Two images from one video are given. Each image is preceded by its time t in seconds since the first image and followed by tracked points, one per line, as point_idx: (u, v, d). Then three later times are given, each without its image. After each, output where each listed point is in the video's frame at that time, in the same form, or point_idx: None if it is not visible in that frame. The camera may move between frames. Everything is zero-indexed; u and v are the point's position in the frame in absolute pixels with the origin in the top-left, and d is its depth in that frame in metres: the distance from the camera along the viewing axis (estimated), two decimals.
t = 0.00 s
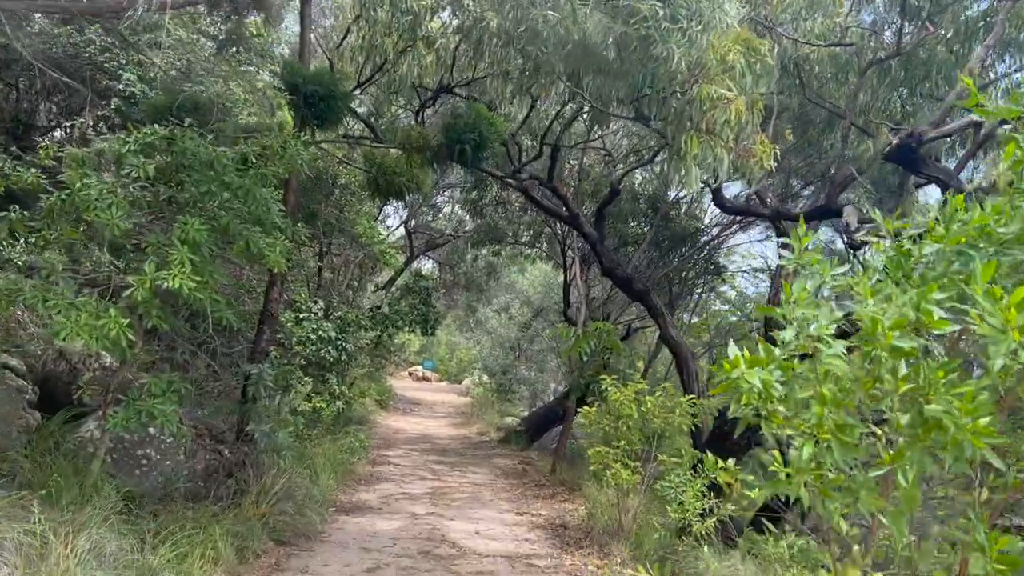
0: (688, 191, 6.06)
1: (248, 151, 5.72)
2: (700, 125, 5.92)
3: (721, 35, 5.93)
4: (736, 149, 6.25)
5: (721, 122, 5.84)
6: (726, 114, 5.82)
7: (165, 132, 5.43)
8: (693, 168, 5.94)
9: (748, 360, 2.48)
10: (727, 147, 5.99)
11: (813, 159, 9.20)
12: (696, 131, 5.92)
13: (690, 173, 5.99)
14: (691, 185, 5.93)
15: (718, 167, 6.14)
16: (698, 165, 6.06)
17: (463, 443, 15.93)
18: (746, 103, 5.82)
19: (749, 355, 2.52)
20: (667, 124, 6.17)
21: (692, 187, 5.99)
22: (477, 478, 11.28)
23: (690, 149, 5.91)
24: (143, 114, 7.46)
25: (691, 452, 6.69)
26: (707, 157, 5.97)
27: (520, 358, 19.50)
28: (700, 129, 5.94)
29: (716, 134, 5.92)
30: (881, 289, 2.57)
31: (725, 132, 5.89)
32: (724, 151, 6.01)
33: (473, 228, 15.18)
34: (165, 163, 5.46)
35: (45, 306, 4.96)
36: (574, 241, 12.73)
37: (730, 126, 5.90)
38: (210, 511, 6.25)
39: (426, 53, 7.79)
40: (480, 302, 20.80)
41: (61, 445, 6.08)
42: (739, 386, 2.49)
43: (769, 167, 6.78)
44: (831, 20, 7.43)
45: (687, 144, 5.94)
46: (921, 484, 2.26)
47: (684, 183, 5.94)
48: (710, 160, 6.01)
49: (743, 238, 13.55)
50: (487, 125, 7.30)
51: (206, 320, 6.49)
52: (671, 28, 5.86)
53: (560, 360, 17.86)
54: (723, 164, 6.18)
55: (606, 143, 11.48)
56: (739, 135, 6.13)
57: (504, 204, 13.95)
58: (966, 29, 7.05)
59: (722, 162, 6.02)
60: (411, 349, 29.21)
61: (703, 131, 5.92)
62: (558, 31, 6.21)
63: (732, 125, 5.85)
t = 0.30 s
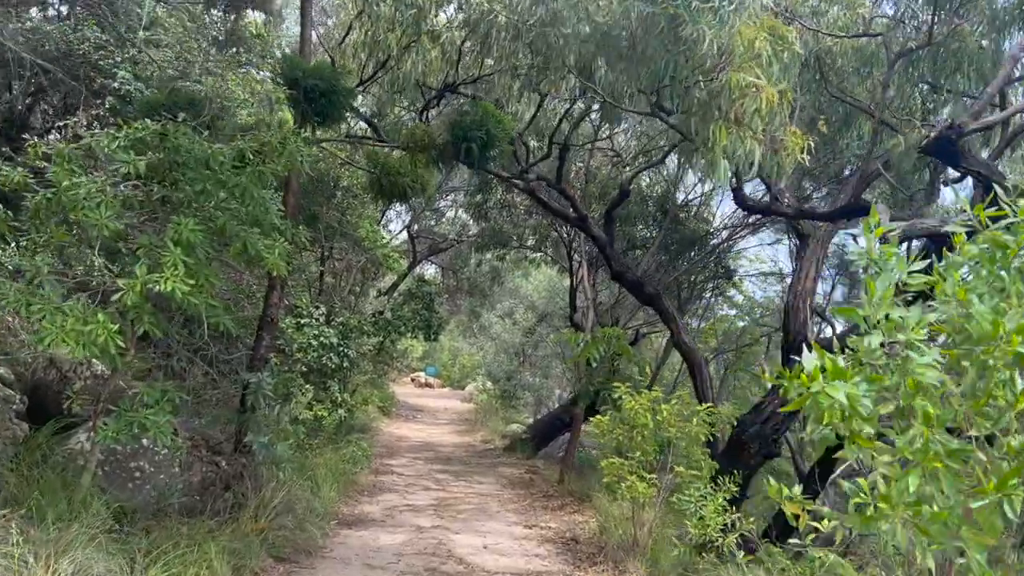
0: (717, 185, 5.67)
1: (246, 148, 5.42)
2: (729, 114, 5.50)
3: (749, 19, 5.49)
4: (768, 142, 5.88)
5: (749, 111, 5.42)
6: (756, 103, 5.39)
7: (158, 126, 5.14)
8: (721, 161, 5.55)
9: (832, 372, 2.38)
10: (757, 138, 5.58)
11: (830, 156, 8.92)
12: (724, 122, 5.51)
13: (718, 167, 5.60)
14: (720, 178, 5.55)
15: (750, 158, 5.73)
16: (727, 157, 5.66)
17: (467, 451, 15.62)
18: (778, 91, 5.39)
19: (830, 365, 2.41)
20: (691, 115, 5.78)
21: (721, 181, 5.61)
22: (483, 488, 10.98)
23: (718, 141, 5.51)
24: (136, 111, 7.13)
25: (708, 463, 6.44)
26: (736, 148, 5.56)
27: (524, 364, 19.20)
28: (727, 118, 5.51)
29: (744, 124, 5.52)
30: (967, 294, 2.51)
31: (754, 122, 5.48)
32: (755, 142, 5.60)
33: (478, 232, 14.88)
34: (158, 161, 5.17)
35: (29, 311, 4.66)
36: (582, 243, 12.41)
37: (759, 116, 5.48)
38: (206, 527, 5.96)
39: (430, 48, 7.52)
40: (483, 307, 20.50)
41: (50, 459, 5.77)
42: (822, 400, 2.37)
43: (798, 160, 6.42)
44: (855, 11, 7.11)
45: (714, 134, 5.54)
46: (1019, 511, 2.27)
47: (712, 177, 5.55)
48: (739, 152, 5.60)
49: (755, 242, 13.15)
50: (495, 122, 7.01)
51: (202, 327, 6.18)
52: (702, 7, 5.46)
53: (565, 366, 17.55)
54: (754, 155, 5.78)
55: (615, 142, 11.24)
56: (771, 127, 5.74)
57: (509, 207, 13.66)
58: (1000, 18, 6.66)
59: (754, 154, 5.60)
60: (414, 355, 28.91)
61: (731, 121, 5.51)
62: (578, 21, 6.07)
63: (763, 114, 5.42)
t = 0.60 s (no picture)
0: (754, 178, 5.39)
1: (244, 140, 5.09)
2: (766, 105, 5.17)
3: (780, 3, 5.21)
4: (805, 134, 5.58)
5: (788, 97, 5.10)
6: (794, 89, 5.09)
7: (153, 119, 4.85)
8: (758, 153, 5.26)
9: (965, 387, 2.22)
10: (795, 127, 5.31)
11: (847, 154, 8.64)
12: (760, 110, 5.19)
13: (755, 158, 5.30)
14: (758, 170, 5.28)
15: (788, 149, 5.48)
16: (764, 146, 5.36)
17: (470, 458, 15.32)
18: (817, 76, 5.12)
19: (962, 379, 2.25)
20: (719, 106, 5.40)
21: (760, 172, 5.32)
22: (488, 496, 10.69)
23: (756, 130, 5.21)
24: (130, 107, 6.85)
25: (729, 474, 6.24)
26: (774, 137, 5.29)
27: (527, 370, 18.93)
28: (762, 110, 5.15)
29: (780, 112, 5.21)
30: None
31: (793, 110, 5.15)
32: (792, 130, 5.33)
33: (480, 235, 14.60)
34: (152, 156, 4.87)
35: (12, 316, 4.36)
36: (588, 246, 12.11)
37: (798, 104, 5.15)
38: (204, 542, 5.69)
39: (437, 40, 7.36)
40: (484, 311, 20.24)
41: (39, 472, 5.47)
42: (955, 417, 2.22)
43: (834, 152, 6.31)
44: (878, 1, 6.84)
45: (750, 123, 5.22)
46: None
47: (750, 168, 5.27)
48: (777, 141, 5.33)
49: (764, 244, 12.87)
50: (504, 118, 6.75)
51: (198, 332, 5.89)
52: None
53: (568, 371, 17.28)
54: (791, 145, 5.50)
55: (622, 142, 11.00)
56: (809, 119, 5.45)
57: (511, 209, 13.39)
58: None
59: (791, 143, 5.35)
60: (413, 360, 28.63)
61: (768, 108, 5.20)
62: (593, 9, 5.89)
63: (803, 101, 5.11)
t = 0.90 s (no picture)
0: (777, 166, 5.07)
1: (225, 126, 4.82)
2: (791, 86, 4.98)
3: None
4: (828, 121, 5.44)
5: (813, 79, 4.96)
6: (819, 69, 4.95)
7: (130, 104, 4.56)
8: (781, 137, 4.99)
9: None
10: (818, 112, 5.14)
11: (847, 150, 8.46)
12: (783, 92, 5.05)
13: (778, 144, 5.01)
14: (782, 154, 4.99)
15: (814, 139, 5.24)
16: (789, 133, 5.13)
17: (459, 461, 15.06)
18: (843, 57, 4.97)
19: None
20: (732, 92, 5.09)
21: (783, 159, 5.01)
22: (480, 500, 10.44)
23: (780, 112, 5.02)
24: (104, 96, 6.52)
25: (734, 479, 6.03)
26: (798, 123, 5.06)
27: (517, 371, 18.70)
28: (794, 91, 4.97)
29: (804, 94, 5.04)
30: None
31: (817, 92, 5.01)
32: (815, 115, 5.15)
33: (470, 234, 14.35)
34: (129, 144, 4.57)
35: None
36: (582, 244, 11.87)
37: (822, 86, 5.01)
38: (185, 553, 5.42)
39: (431, 27, 7.13)
40: (474, 312, 19.99)
41: (10, 479, 5.17)
42: None
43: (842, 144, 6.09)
44: None
45: (774, 107, 5.05)
46: None
47: (773, 153, 5.01)
48: (801, 127, 5.09)
49: (759, 244, 12.69)
50: (500, 110, 6.51)
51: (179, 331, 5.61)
52: None
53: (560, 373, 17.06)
54: (813, 134, 5.26)
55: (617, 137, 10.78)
56: (829, 104, 5.30)
57: (502, 207, 13.13)
58: None
59: (816, 130, 5.15)
60: (400, 362, 28.34)
61: (792, 91, 5.04)
62: None
63: (827, 82, 4.96)
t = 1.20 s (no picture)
0: (787, 143, 4.66)
1: (189, 103, 4.49)
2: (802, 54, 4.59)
3: None
4: (844, 98, 5.01)
5: (829, 51, 4.48)
6: (837, 40, 4.46)
7: (87, 81, 4.23)
8: (793, 111, 4.60)
9: None
10: (835, 85, 4.74)
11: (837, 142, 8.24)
12: (796, 62, 4.63)
13: (789, 119, 4.61)
14: (793, 131, 4.58)
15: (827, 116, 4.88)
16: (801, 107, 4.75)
17: (439, 459, 14.75)
18: (861, 27, 4.49)
19: None
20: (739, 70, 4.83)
21: (793, 135, 4.60)
22: (461, 501, 10.14)
23: (791, 86, 4.60)
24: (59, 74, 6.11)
25: (727, 479, 5.81)
26: (811, 97, 4.67)
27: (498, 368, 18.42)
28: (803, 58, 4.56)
29: (819, 67, 4.63)
30: None
31: (833, 65, 4.55)
32: (831, 91, 4.72)
33: (451, 228, 14.00)
34: (87, 121, 4.22)
35: None
36: (567, 238, 11.58)
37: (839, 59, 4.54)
38: (149, 562, 5.10)
39: (412, 6, 6.73)
40: (454, 309, 19.67)
41: None
42: None
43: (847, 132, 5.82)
44: None
45: (785, 79, 4.64)
46: None
47: (783, 129, 4.60)
48: (815, 102, 4.71)
49: (746, 239, 12.46)
50: (485, 94, 6.23)
51: (143, 326, 5.26)
52: None
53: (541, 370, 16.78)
54: (820, 117, 4.97)
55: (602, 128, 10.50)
56: (844, 81, 4.97)
57: (484, 201, 12.79)
58: None
59: (831, 105, 4.76)
60: (379, 358, 27.95)
61: (805, 63, 4.64)
62: None
63: (845, 55, 4.48)
